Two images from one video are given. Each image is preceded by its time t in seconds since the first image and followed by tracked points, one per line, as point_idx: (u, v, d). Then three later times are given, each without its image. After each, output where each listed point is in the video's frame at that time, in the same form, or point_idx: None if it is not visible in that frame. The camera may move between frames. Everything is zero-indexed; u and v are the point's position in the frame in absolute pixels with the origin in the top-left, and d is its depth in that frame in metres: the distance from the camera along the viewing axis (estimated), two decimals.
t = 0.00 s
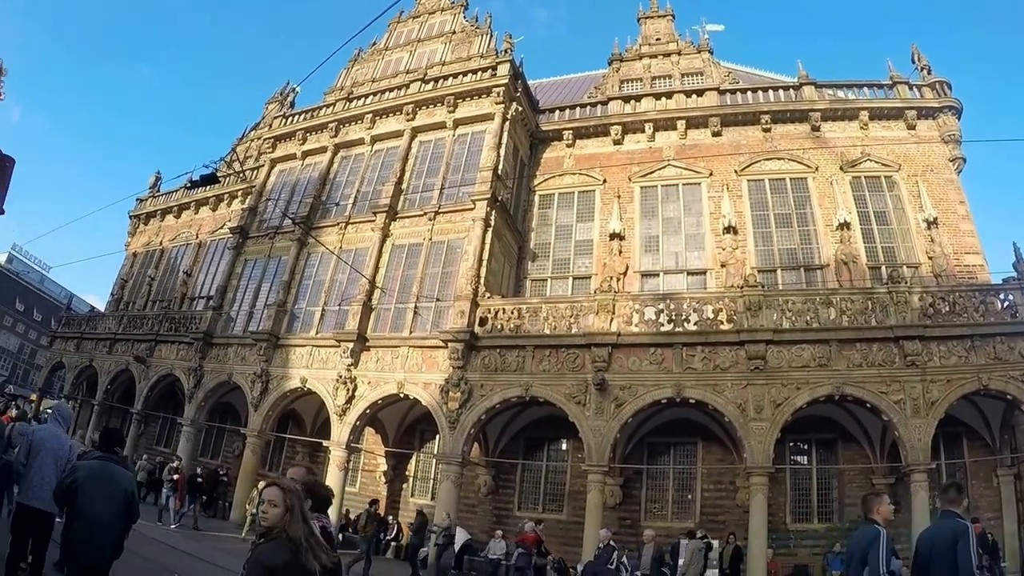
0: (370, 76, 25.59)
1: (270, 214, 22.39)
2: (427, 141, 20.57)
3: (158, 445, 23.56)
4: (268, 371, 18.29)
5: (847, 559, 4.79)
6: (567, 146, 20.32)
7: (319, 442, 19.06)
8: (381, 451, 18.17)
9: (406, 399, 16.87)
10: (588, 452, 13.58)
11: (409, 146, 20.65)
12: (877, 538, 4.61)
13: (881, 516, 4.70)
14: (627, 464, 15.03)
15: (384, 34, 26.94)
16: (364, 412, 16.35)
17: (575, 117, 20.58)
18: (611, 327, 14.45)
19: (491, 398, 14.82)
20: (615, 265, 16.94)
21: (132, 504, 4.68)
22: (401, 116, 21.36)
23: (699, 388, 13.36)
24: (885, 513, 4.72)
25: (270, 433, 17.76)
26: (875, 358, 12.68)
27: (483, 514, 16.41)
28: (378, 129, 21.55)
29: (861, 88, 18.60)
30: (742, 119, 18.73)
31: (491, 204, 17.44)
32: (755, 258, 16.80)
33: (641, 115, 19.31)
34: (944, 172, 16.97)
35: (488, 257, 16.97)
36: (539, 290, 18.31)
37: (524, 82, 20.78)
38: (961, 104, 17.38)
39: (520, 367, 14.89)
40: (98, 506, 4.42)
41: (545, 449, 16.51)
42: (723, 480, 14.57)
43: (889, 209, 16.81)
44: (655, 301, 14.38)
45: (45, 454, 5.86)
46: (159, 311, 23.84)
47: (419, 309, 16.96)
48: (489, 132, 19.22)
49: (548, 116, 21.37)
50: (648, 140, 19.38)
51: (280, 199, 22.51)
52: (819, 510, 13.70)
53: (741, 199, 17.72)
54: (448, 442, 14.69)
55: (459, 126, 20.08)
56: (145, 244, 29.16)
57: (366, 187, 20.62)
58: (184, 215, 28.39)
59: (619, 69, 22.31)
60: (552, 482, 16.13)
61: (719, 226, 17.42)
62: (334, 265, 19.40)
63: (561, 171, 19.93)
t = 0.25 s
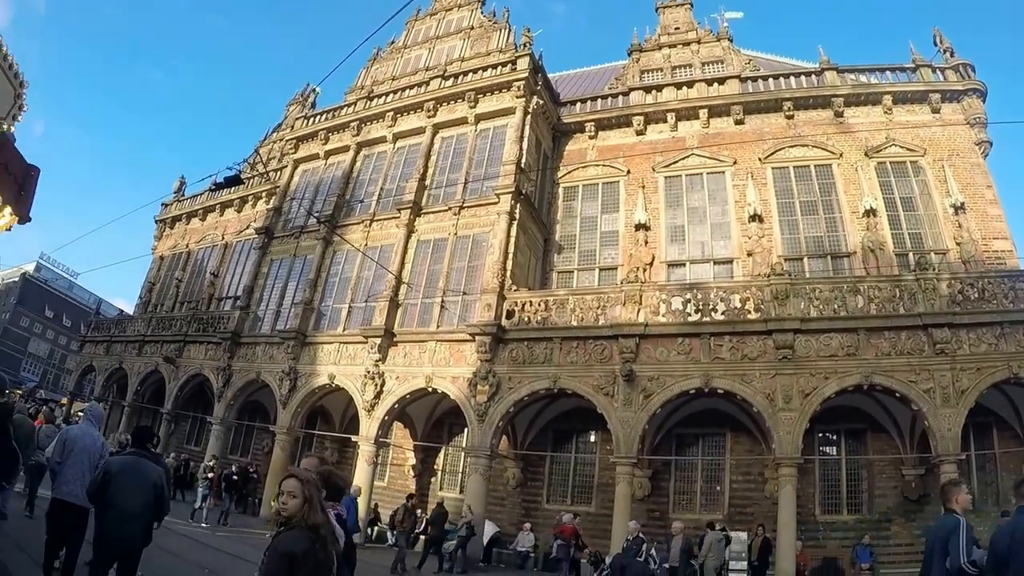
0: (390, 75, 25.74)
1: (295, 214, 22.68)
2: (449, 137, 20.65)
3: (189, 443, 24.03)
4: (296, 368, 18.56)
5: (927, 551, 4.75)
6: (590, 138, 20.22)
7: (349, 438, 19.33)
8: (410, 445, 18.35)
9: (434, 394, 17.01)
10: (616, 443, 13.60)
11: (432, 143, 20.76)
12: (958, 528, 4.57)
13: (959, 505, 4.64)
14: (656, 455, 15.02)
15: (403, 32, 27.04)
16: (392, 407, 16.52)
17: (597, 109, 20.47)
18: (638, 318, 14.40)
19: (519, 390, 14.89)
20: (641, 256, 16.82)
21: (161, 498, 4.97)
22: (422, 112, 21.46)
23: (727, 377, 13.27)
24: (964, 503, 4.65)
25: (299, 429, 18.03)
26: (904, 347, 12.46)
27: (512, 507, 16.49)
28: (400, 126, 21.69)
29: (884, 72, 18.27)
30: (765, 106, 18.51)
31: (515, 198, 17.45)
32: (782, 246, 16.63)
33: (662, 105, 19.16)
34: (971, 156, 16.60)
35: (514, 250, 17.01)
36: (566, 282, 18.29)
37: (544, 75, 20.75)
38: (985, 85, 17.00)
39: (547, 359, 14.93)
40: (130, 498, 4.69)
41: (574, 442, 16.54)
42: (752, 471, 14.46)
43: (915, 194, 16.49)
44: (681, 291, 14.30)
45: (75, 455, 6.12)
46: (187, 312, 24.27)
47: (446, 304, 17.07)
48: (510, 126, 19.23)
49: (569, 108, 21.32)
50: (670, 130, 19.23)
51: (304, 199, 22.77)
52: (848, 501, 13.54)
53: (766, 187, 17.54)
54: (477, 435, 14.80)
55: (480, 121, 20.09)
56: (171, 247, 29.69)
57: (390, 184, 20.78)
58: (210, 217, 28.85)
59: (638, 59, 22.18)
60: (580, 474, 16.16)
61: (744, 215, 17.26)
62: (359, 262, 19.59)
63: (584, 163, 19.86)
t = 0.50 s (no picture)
0: (410, 74, 25.89)
1: (321, 214, 22.97)
2: (471, 134, 20.71)
3: (220, 442, 24.47)
4: (325, 367, 18.82)
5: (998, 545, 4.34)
6: (613, 130, 20.06)
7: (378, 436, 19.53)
8: (439, 441, 18.49)
9: (463, 389, 17.11)
10: (644, 437, 13.58)
11: (455, 140, 20.86)
12: None
13: None
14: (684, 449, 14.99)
15: (422, 30, 27.14)
16: (421, 404, 16.66)
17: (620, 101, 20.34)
18: (666, 311, 14.33)
19: (547, 384, 14.93)
20: (667, 248, 16.69)
21: (186, 494, 5.41)
22: (444, 110, 21.56)
23: (755, 369, 13.16)
24: None
25: (329, 427, 18.28)
26: (934, 335, 12.23)
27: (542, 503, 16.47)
28: (422, 124, 21.84)
29: (906, 55, 17.93)
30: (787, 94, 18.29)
31: (540, 192, 17.47)
32: (808, 235, 16.44)
33: (684, 95, 19.00)
34: (998, 139, 16.22)
35: (540, 245, 17.02)
36: (592, 276, 18.22)
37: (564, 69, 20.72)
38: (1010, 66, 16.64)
39: (575, 353, 14.93)
40: (159, 492, 5.13)
41: (603, 436, 16.52)
42: (781, 464, 14.29)
43: (941, 179, 16.16)
44: (709, 282, 14.20)
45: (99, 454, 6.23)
46: (216, 314, 24.69)
47: (473, 300, 17.16)
48: (533, 121, 19.23)
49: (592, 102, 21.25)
50: (693, 121, 19.05)
51: (329, 199, 22.95)
52: (878, 494, 13.33)
53: (791, 176, 17.34)
54: (506, 430, 14.89)
55: (503, 117, 20.09)
56: (200, 250, 30.22)
57: (415, 182, 20.96)
58: (237, 220, 29.29)
59: (659, 50, 22.06)
60: (610, 468, 16.17)
61: (770, 204, 17.07)
62: (386, 260, 19.74)
63: (608, 155, 19.78)
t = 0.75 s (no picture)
0: (432, 74, 26.03)
1: (346, 217, 23.29)
2: (494, 133, 20.78)
3: (250, 444, 24.85)
4: (354, 368, 19.05)
5: None
6: (636, 125, 20.05)
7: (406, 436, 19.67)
8: (467, 441, 18.59)
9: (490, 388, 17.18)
10: (673, 433, 13.50)
11: (478, 139, 20.96)
12: None
13: None
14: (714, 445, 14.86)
15: (442, 31, 27.24)
16: (449, 404, 16.77)
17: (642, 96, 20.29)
18: (693, 306, 14.24)
19: (575, 382, 14.92)
20: (693, 243, 16.56)
21: (204, 492, 5.82)
22: (466, 110, 21.67)
23: (784, 364, 13.00)
24: None
25: (357, 428, 18.48)
26: (965, 326, 11.97)
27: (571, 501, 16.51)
28: (445, 125, 21.98)
29: (930, 40, 17.58)
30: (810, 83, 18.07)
31: (564, 189, 17.43)
32: (835, 226, 16.20)
33: (706, 88, 18.86)
34: None
35: (565, 243, 17.01)
36: (618, 272, 18.14)
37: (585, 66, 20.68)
38: None
39: (602, 351, 14.89)
40: (177, 492, 5.54)
41: (631, 433, 16.50)
42: (811, 459, 14.16)
43: (969, 165, 15.81)
44: (735, 276, 14.09)
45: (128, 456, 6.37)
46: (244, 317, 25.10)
47: (499, 299, 17.23)
48: (555, 118, 19.22)
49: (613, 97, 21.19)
50: (716, 113, 18.93)
51: (355, 201, 23.45)
52: (910, 488, 13.09)
53: (816, 166, 17.10)
54: (534, 428, 14.93)
55: (525, 115, 20.13)
56: (228, 255, 30.75)
57: (439, 182, 21.13)
58: (263, 223, 29.72)
59: (679, 43, 21.92)
60: (639, 465, 16.11)
61: (795, 196, 16.84)
62: (412, 261, 19.98)
63: (631, 151, 19.72)
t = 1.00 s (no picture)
0: (453, 77, 26.17)
1: (372, 221, 23.57)
2: (517, 134, 20.87)
3: (278, 447, 25.18)
4: (382, 372, 19.23)
5: None
6: (659, 122, 20.05)
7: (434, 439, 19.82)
8: (496, 442, 18.67)
9: (518, 390, 17.24)
10: (702, 433, 13.44)
11: (501, 141, 21.06)
12: None
13: None
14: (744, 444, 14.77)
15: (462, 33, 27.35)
16: (477, 406, 16.86)
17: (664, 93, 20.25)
18: (721, 304, 14.15)
19: (603, 383, 14.91)
20: (719, 239, 16.44)
21: (229, 493, 5.93)
22: (489, 111, 21.79)
23: (814, 360, 12.86)
24: None
25: (386, 431, 18.65)
26: (998, 318, 11.70)
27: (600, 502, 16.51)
28: (468, 127, 22.12)
29: (951, 26, 17.23)
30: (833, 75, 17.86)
31: (589, 188, 17.42)
32: (862, 219, 15.96)
33: (729, 82, 18.80)
34: None
35: (591, 242, 17.01)
36: (645, 271, 18.08)
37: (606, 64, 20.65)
38: None
39: (630, 351, 14.87)
40: (201, 492, 5.68)
41: (660, 433, 16.48)
42: (842, 457, 13.99)
43: (997, 152, 15.47)
44: (763, 272, 13.98)
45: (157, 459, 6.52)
46: (272, 322, 25.45)
47: (526, 301, 17.28)
48: (578, 117, 19.23)
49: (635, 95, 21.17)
50: (739, 108, 18.80)
51: (380, 205, 23.76)
52: (944, 485, 12.85)
53: (841, 158, 16.88)
54: (562, 429, 14.97)
55: (547, 115, 20.19)
56: (255, 261, 31.22)
57: (464, 185, 21.27)
58: (289, 229, 30.11)
59: (699, 38, 21.78)
60: (669, 465, 16.07)
61: (821, 189, 16.63)
62: (438, 264, 20.14)
63: (655, 148, 19.67)
